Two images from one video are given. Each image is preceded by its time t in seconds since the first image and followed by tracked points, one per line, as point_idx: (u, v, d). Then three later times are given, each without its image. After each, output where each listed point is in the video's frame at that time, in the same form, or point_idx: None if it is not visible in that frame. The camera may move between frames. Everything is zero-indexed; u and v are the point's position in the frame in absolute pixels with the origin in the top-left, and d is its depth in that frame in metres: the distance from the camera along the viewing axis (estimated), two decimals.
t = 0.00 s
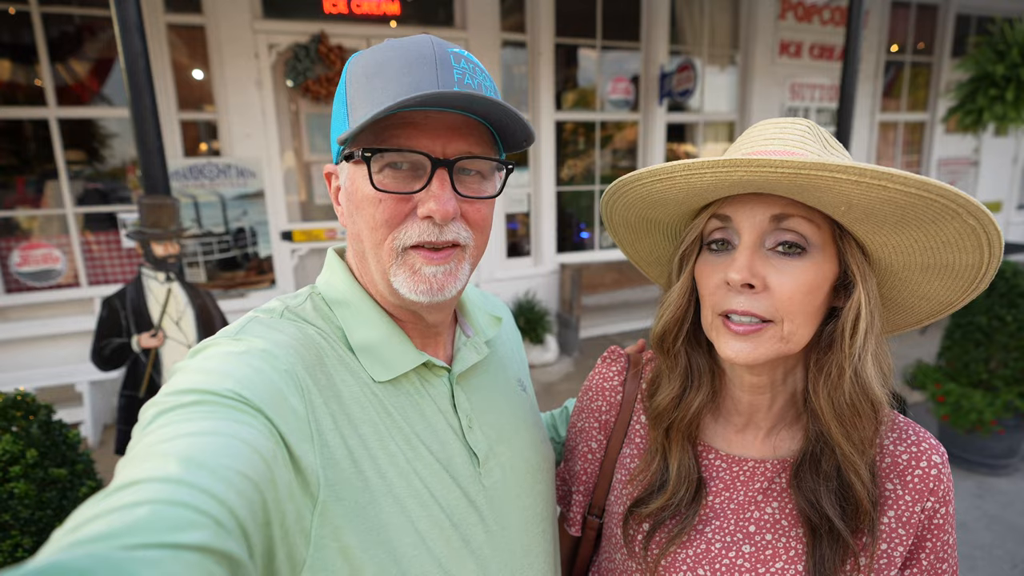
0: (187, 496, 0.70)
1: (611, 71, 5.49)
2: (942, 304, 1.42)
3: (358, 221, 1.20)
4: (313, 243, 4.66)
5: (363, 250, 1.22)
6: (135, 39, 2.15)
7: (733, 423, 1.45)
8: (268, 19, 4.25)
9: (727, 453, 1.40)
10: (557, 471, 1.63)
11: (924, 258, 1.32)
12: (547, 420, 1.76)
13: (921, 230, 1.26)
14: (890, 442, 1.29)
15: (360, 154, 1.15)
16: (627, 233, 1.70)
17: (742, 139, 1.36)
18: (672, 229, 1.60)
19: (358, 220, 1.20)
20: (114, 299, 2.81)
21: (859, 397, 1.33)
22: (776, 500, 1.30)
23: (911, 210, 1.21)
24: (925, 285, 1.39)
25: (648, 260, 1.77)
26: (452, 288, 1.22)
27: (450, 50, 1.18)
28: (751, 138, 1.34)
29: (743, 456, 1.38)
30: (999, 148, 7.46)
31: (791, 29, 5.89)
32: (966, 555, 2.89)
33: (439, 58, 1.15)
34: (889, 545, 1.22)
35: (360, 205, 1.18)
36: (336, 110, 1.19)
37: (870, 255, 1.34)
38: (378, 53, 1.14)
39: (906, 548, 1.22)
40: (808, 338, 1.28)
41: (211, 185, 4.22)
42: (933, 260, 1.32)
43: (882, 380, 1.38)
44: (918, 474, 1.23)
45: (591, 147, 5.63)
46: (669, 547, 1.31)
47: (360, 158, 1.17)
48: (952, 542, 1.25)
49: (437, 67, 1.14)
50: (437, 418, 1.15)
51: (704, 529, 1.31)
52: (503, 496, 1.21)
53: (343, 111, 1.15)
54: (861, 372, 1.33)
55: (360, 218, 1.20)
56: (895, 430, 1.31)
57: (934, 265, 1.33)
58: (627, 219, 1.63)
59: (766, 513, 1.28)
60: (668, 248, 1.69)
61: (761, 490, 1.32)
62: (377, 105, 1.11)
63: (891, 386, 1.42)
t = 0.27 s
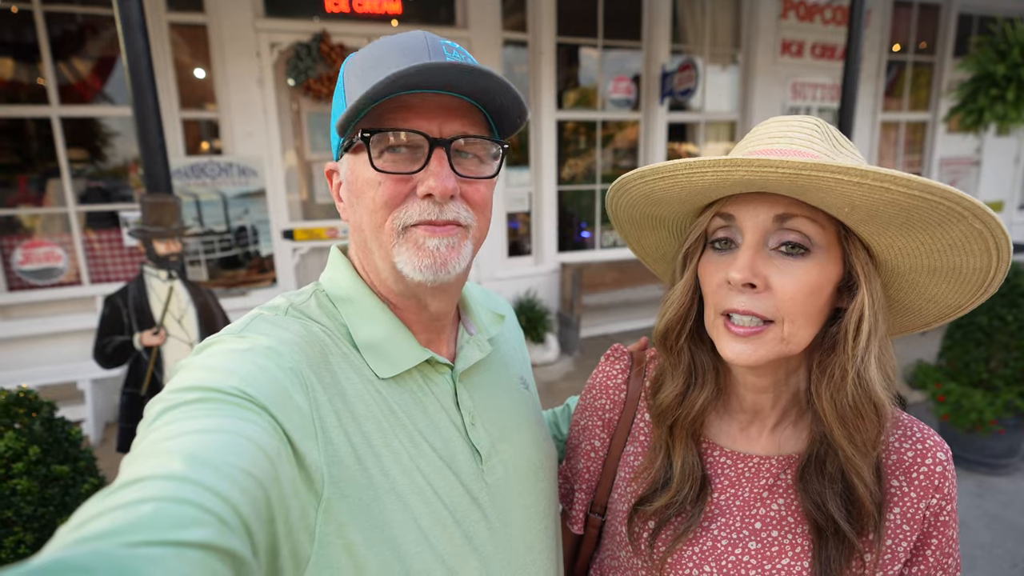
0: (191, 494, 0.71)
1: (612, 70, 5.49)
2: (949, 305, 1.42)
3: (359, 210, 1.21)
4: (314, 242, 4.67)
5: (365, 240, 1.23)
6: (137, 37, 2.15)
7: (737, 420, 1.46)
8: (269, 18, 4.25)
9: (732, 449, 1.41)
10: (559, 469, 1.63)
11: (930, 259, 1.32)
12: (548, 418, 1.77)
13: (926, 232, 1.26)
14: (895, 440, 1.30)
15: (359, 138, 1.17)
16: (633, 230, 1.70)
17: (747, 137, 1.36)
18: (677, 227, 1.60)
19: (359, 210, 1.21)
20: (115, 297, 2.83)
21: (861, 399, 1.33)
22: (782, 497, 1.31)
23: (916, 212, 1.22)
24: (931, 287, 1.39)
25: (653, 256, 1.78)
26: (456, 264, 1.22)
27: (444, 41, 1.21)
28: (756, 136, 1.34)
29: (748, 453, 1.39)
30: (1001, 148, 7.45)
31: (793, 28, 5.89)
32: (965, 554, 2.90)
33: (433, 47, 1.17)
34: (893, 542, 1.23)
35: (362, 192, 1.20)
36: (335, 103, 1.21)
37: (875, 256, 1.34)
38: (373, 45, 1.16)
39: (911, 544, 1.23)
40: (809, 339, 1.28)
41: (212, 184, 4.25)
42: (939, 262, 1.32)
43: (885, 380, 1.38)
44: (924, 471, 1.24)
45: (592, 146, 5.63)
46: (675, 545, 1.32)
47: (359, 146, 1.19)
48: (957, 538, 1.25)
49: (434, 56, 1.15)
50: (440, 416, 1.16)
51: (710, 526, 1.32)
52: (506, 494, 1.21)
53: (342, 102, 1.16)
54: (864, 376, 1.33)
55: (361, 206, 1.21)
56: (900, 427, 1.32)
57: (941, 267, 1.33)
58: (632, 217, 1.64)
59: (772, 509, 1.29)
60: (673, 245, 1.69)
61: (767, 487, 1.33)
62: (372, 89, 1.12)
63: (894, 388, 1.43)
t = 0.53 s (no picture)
0: (189, 495, 0.71)
1: (613, 70, 5.49)
2: (950, 305, 1.42)
3: (405, 228, 1.16)
4: (315, 242, 4.68)
5: (404, 256, 1.18)
6: (138, 38, 2.15)
7: (739, 420, 1.46)
8: (270, 18, 4.26)
9: (735, 447, 1.40)
10: (560, 469, 1.63)
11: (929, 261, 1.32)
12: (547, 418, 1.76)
13: (926, 235, 1.26)
14: (899, 437, 1.30)
15: (418, 160, 1.12)
16: (634, 233, 1.70)
17: (746, 141, 1.36)
18: (678, 229, 1.60)
19: (406, 227, 1.16)
20: (116, 297, 2.83)
21: (863, 400, 1.32)
22: (785, 494, 1.31)
23: (914, 214, 1.22)
24: (931, 287, 1.39)
25: (654, 258, 1.78)
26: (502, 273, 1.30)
27: (461, 53, 1.20)
28: (755, 139, 1.34)
29: (751, 451, 1.38)
30: (1002, 149, 7.44)
31: (794, 29, 5.89)
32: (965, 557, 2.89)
33: (461, 62, 1.18)
34: (897, 539, 1.24)
35: (414, 210, 1.15)
36: (361, 115, 1.12)
37: (875, 258, 1.34)
38: (404, 58, 1.12)
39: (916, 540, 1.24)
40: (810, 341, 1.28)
41: (213, 184, 4.24)
42: (939, 263, 1.32)
43: (886, 382, 1.38)
44: (928, 468, 1.24)
45: (593, 147, 5.63)
46: (679, 543, 1.32)
47: (414, 167, 1.13)
48: (962, 536, 1.25)
49: (461, 68, 1.17)
50: (438, 417, 1.16)
51: (713, 524, 1.32)
52: (504, 493, 1.21)
53: (376, 115, 1.11)
54: (864, 377, 1.33)
55: (409, 224, 1.16)
56: (903, 424, 1.32)
57: (940, 268, 1.33)
58: (632, 220, 1.64)
59: (775, 507, 1.29)
60: (674, 246, 1.69)
61: (770, 484, 1.32)
62: (437, 115, 1.11)
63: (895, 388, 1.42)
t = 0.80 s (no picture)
0: (177, 505, 0.70)
1: (611, 75, 5.50)
2: (948, 309, 1.42)
3: (426, 239, 1.16)
4: (313, 246, 4.67)
5: (420, 266, 1.18)
6: (136, 42, 2.15)
7: (739, 423, 1.46)
8: (269, 22, 4.26)
9: (735, 451, 1.40)
10: (557, 475, 1.61)
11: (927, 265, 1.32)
12: (544, 424, 1.75)
13: (923, 240, 1.26)
14: (898, 440, 1.30)
15: (448, 174, 1.13)
16: (632, 237, 1.70)
17: (744, 146, 1.36)
18: (676, 233, 1.60)
19: (427, 239, 1.16)
20: (112, 301, 2.82)
21: (863, 404, 1.32)
22: (786, 497, 1.30)
23: (911, 219, 1.21)
24: (930, 292, 1.39)
25: (653, 262, 1.77)
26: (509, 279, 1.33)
27: (469, 62, 1.21)
28: (752, 144, 1.34)
29: (751, 454, 1.38)
30: (998, 155, 7.47)
31: (791, 35, 5.92)
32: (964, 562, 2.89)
33: (475, 74, 1.20)
34: (899, 541, 1.23)
35: (437, 222, 1.16)
36: (382, 123, 1.09)
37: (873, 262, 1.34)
38: (425, 68, 1.11)
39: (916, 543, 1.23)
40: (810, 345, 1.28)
41: (211, 188, 4.22)
42: (937, 267, 1.32)
43: (886, 387, 1.38)
44: (927, 470, 1.24)
45: (591, 152, 5.65)
46: (679, 547, 1.31)
47: (439, 181, 1.13)
48: (962, 537, 1.25)
49: (473, 77, 1.19)
50: (432, 423, 1.15)
51: (712, 528, 1.31)
52: (499, 499, 1.21)
53: (401, 122, 1.09)
54: (865, 380, 1.32)
55: (430, 237, 1.16)
56: (901, 426, 1.32)
57: (938, 271, 1.33)
58: (630, 225, 1.64)
59: (776, 510, 1.28)
60: (672, 250, 1.69)
61: (770, 487, 1.32)
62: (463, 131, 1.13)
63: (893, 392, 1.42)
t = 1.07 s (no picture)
0: (180, 504, 0.70)
1: (612, 76, 5.50)
2: (936, 335, 1.37)
3: (429, 234, 1.16)
4: (314, 247, 4.67)
5: (424, 261, 1.17)
6: (138, 43, 2.15)
7: (740, 420, 1.45)
8: (270, 24, 4.27)
9: (736, 451, 1.39)
10: (558, 475, 1.61)
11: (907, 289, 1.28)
12: (545, 424, 1.74)
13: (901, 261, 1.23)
14: (898, 440, 1.30)
15: (451, 167, 1.14)
16: (644, 222, 1.69)
17: (743, 145, 1.35)
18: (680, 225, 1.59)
19: (430, 234, 1.16)
20: (114, 303, 2.82)
21: (833, 409, 1.28)
22: (786, 497, 1.30)
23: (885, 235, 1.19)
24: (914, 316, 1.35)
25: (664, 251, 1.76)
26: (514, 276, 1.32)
27: (472, 59, 1.21)
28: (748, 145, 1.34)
29: (752, 454, 1.37)
30: (1000, 155, 7.46)
31: (792, 35, 5.91)
32: (966, 563, 2.88)
33: (478, 71, 1.20)
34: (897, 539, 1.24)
35: (440, 216, 1.15)
36: (385, 119, 1.09)
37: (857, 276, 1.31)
38: (429, 64, 1.11)
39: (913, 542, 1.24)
40: (769, 340, 1.26)
41: (212, 189, 4.23)
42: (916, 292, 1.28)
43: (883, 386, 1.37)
44: (925, 469, 1.23)
45: (592, 153, 5.65)
46: (678, 546, 1.31)
47: (443, 173, 1.14)
48: (955, 537, 1.26)
49: (477, 76, 1.19)
50: (434, 424, 1.15)
51: (712, 526, 1.31)
52: (500, 499, 1.20)
53: (405, 117, 1.08)
54: (834, 383, 1.27)
55: (433, 231, 1.16)
56: (900, 426, 1.31)
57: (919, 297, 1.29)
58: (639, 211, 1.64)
59: (777, 509, 1.29)
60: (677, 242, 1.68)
61: (771, 487, 1.32)
62: (465, 124, 1.13)
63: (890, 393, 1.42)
